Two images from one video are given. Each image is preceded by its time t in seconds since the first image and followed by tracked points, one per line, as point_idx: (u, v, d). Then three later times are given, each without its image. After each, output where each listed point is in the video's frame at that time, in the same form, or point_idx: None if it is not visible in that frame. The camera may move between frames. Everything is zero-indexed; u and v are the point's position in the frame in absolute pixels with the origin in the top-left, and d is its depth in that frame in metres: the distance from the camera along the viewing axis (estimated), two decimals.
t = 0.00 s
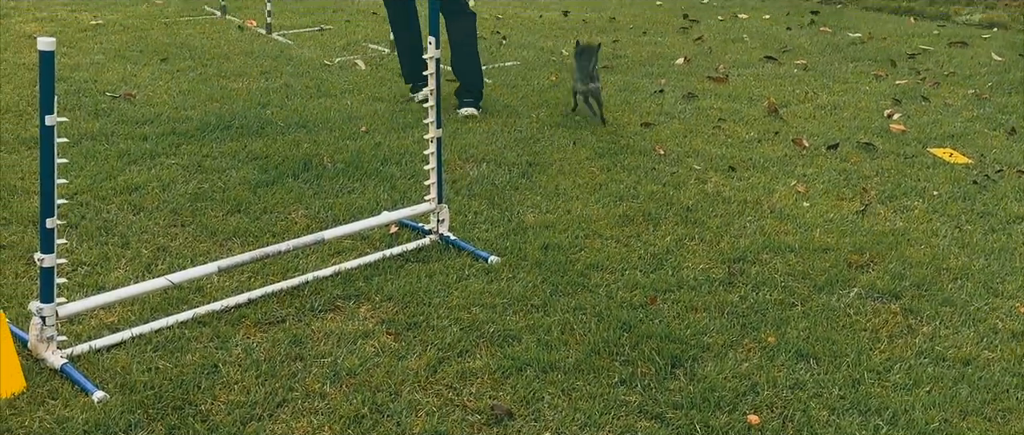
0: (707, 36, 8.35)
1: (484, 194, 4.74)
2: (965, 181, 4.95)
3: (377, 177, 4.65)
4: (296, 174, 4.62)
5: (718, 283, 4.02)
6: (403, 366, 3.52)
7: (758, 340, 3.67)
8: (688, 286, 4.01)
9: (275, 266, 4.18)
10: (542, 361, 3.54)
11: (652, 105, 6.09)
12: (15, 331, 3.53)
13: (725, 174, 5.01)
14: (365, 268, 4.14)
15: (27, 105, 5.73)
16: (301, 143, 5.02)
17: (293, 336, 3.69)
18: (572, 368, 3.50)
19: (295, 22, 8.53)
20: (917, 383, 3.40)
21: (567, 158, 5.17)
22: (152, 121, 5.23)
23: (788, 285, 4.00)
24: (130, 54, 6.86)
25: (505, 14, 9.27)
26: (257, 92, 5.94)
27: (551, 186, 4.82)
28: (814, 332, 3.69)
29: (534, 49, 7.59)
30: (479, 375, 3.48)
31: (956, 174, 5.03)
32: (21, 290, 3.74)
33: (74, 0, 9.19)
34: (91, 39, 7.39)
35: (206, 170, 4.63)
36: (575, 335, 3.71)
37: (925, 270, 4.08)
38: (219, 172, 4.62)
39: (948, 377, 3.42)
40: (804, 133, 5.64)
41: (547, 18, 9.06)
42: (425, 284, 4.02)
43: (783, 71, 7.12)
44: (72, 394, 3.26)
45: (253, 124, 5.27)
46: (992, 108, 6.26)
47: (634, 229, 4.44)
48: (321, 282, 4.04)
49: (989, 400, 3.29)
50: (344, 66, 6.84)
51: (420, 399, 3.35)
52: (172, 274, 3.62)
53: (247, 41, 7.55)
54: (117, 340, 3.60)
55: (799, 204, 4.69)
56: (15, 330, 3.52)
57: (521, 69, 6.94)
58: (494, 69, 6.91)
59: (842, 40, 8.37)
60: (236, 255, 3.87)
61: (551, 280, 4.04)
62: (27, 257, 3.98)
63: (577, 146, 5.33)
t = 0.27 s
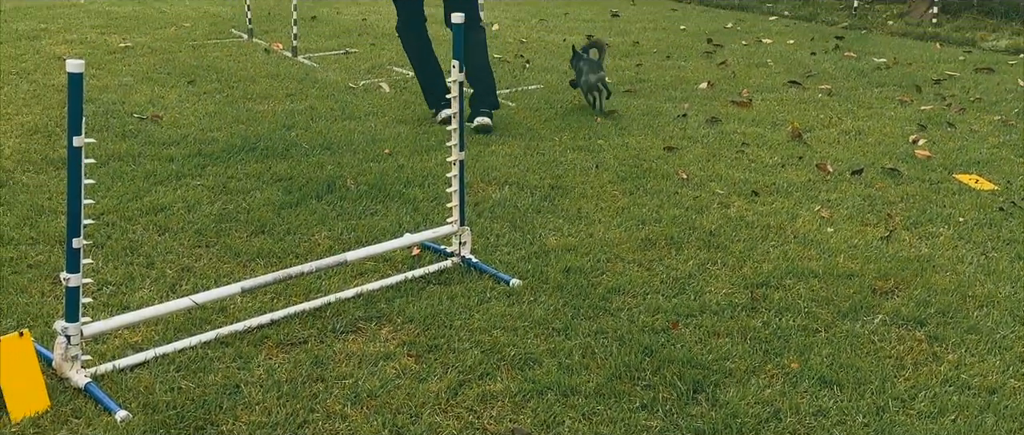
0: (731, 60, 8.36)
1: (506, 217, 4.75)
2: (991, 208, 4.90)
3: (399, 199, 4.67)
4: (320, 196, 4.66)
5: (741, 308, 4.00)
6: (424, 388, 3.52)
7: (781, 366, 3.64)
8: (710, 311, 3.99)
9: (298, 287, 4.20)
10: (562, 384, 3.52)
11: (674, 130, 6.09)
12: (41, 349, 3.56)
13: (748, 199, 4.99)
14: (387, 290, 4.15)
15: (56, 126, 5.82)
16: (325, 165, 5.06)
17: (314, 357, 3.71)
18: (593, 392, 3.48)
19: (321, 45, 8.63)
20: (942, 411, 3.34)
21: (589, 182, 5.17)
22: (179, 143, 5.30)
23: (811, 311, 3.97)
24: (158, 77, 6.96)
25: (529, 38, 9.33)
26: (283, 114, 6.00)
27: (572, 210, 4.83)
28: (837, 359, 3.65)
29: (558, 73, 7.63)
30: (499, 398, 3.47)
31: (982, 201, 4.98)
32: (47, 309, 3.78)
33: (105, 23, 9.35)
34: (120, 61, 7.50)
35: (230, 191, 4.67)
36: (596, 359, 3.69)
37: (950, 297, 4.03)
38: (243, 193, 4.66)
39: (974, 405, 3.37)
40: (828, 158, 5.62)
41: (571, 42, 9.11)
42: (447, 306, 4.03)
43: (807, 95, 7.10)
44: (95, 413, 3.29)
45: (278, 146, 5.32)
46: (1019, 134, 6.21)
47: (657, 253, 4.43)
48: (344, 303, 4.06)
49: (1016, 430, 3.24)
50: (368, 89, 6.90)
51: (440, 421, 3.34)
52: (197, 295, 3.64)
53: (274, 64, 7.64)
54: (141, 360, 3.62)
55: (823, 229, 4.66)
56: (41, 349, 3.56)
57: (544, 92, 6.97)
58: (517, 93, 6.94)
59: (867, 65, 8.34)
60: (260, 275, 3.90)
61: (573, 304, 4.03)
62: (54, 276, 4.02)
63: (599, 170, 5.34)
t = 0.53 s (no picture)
0: (768, 83, 8.33)
1: (541, 238, 4.76)
2: None
3: (435, 220, 4.70)
4: (356, 215, 4.70)
5: (777, 333, 3.97)
6: (457, 408, 3.52)
7: (817, 393, 3.59)
8: (746, 336, 3.96)
9: (333, 306, 4.24)
10: (596, 407, 3.50)
11: (710, 152, 6.08)
12: (82, 365, 3.62)
13: (784, 223, 4.96)
14: (422, 310, 4.17)
15: (99, 144, 5.94)
16: (362, 185, 5.11)
17: (349, 376, 3.73)
18: (627, 415, 3.46)
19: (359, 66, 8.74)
20: None
21: (624, 204, 5.17)
22: (219, 162, 5.38)
23: (848, 337, 3.93)
24: (198, 96, 7.08)
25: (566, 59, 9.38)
26: (321, 135, 6.07)
27: (607, 232, 4.83)
28: (875, 386, 3.60)
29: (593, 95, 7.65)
30: (533, 419, 3.46)
31: None
32: (88, 325, 3.84)
33: (149, 44, 9.54)
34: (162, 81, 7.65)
35: (268, 210, 4.73)
36: (630, 382, 3.67)
37: (991, 325, 3.97)
38: (281, 212, 4.72)
39: None
40: (865, 183, 5.57)
41: (608, 64, 9.13)
42: (481, 327, 4.03)
43: (845, 119, 7.05)
44: (133, 429, 3.33)
45: (315, 165, 5.38)
46: None
47: (691, 276, 4.41)
48: (379, 323, 4.08)
49: None
50: (405, 110, 6.96)
51: None
52: (234, 313, 3.69)
53: (313, 84, 7.75)
54: (179, 377, 3.67)
55: (861, 255, 4.62)
56: (81, 364, 3.61)
57: (579, 114, 6.99)
58: (553, 114, 6.97)
59: (907, 89, 8.27)
60: (296, 294, 3.93)
61: (607, 326, 4.02)
62: (95, 293, 4.09)
63: (634, 192, 5.34)
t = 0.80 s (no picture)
0: (820, 105, 8.26)
1: (590, 258, 4.75)
2: None
3: (484, 238, 4.72)
4: (407, 233, 4.74)
5: (829, 358, 3.92)
6: (506, 427, 3.51)
7: (872, 419, 3.53)
8: (798, 360, 3.91)
9: (384, 323, 4.27)
10: (646, 428, 3.47)
11: (761, 174, 6.04)
12: (138, 377, 3.68)
13: (837, 246, 4.91)
14: (471, 328, 4.19)
15: (157, 159, 6.06)
16: (412, 202, 5.15)
17: (399, 393, 3.75)
18: None
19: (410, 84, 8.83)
20: None
21: (674, 225, 5.16)
22: (272, 178, 5.46)
23: (903, 364, 3.86)
24: (253, 113, 7.20)
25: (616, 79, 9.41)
26: (372, 152, 6.14)
27: (657, 253, 4.81)
28: (932, 413, 3.53)
29: (643, 115, 7.64)
30: None
31: None
32: (144, 337, 3.91)
33: (205, 61, 9.75)
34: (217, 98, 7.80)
35: (320, 226, 4.79)
36: (680, 405, 3.64)
37: None
38: (333, 228, 4.78)
39: None
40: (921, 207, 5.49)
41: (658, 84, 9.13)
42: (530, 347, 4.03)
43: (899, 142, 6.96)
44: None
45: (367, 182, 5.44)
46: None
47: (742, 299, 4.38)
48: (428, 341, 4.10)
49: None
50: (456, 128, 7.01)
51: None
52: (287, 328, 3.73)
53: (365, 102, 7.84)
54: (233, 390, 3.71)
55: (916, 280, 4.54)
56: (138, 376, 3.67)
57: (629, 134, 6.98)
58: (603, 134, 6.97)
59: (963, 112, 8.14)
60: (348, 310, 3.97)
61: (657, 348, 4.00)
62: (152, 306, 4.17)
63: (684, 213, 5.32)
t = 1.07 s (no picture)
0: (889, 125, 8.13)
1: (654, 277, 4.73)
2: None
3: (547, 255, 4.73)
4: (471, 249, 4.76)
5: (899, 384, 3.83)
6: None
7: None
8: (866, 385, 3.83)
9: (447, 338, 4.29)
10: None
11: (828, 195, 5.95)
12: (207, 387, 3.75)
13: (907, 270, 4.81)
14: (534, 345, 4.18)
15: (226, 171, 6.19)
16: (476, 218, 5.18)
17: (462, 408, 3.75)
18: None
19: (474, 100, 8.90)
20: None
21: (739, 245, 5.11)
22: (338, 192, 5.54)
23: (977, 392, 3.76)
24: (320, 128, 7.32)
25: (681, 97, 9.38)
26: (437, 168, 6.20)
27: (722, 273, 4.77)
28: None
29: (707, 134, 7.59)
30: None
31: None
32: (214, 347, 3.99)
33: (274, 76, 9.95)
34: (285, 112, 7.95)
35: (385, 240, 4.84)
36: (745, 428, 3.59)
37: None
38: (398, 243, 4.82)
39: None
40: (995, 231, 5.35)
41: (723, 103, 9.07)
42: (593, 365, 4.02)
43: (971, 164, 6.80)
44: None
45: (431, 198, 5.49)
46: None
47: (809, 322, 4.31)
48: (491, 357, 4.10)
49: None
50: (519, 145, 7.04)
51: None
52: (352, 341, 3.77)
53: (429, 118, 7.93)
54: (299, 402, 3.75)
55: (991, 306, 4.43)
56: (207, 386, 3.74)
57: (693, 153, 6.94)
58: (667, 152, 6.94)
59: None
60: (412, 325, 3.99)
61: (721, 370, 3.96)
62: (221, 317, 4.24)
63: (749, 233, 5.26)
